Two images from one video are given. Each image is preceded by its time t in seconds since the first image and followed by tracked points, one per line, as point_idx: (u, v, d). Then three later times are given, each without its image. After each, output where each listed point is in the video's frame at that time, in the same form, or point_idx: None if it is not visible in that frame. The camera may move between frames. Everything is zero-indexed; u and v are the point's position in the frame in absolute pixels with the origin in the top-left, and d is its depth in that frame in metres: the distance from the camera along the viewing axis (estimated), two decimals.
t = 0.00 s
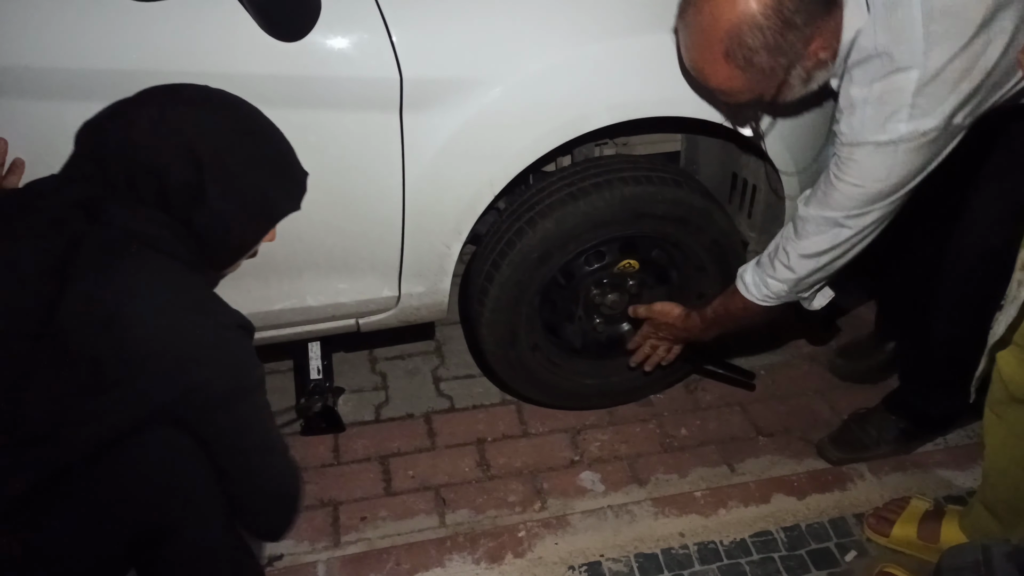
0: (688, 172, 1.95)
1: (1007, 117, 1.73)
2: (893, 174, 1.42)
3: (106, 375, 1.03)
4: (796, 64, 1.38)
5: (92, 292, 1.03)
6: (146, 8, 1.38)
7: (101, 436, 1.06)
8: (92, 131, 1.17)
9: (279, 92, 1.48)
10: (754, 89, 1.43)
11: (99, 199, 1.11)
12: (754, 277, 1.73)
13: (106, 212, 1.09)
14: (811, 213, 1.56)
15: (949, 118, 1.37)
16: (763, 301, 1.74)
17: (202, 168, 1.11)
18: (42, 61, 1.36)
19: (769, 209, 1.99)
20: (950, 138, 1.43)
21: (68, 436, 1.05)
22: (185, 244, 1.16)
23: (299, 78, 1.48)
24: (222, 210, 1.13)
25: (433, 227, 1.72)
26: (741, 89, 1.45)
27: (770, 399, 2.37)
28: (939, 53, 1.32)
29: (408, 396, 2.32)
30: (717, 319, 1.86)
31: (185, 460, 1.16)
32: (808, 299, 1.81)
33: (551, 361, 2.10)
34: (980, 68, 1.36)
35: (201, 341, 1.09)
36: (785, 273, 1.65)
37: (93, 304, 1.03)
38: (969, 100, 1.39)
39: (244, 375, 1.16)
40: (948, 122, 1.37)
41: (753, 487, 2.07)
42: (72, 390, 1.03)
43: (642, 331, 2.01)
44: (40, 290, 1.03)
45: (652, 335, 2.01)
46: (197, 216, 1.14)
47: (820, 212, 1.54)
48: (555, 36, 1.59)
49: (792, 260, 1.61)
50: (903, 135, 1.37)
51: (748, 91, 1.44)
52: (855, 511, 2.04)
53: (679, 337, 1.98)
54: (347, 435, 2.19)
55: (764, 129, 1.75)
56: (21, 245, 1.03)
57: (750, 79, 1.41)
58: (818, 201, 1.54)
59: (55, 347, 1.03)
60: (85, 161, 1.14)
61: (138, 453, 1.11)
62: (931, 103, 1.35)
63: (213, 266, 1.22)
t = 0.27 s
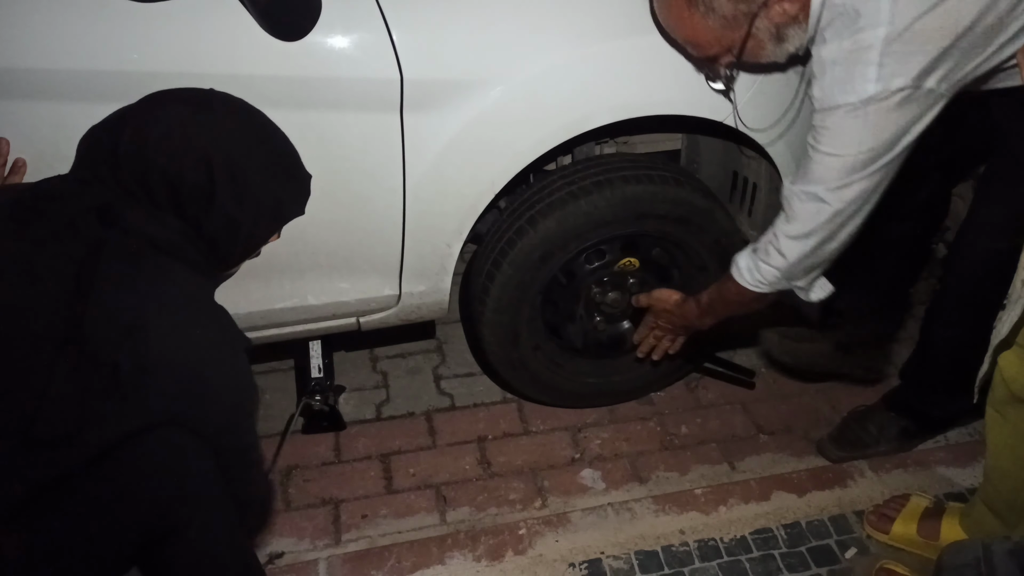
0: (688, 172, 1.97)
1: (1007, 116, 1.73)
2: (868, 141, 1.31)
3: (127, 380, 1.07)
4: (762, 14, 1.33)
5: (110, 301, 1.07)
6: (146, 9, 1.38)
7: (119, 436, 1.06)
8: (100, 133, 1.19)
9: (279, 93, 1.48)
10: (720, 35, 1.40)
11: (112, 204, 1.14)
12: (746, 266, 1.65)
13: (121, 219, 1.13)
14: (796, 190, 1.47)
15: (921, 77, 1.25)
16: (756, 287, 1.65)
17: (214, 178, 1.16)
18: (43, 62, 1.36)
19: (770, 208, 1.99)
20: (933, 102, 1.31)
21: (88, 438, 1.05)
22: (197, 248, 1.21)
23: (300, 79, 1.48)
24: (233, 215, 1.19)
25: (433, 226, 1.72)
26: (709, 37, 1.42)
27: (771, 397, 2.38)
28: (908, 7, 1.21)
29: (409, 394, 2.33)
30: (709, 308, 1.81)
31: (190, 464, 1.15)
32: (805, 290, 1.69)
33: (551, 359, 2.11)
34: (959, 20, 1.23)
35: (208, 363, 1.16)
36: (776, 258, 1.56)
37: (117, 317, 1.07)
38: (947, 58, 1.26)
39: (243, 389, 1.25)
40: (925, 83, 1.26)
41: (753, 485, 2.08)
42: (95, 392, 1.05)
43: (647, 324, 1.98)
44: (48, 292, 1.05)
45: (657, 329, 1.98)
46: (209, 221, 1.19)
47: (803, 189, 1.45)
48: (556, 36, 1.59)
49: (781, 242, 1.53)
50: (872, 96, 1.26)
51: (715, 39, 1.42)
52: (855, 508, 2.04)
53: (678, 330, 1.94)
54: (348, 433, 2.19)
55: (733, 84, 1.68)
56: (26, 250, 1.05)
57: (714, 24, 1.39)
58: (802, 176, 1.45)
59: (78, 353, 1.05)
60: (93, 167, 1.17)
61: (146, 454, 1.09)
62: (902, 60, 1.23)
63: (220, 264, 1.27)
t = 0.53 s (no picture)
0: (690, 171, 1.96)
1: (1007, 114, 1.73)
2: (841, 123, 1.33)
3: (119, 376, 1.06)
4: None
5: (100, 294, 1.04)
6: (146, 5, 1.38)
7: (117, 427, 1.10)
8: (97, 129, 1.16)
9: (279, 90, 1.48)
10: None
11: (110, 202, 1.11)
12: (726, 253, 1.67)
13: (117, 214, 1.10)
14: (769, 172, 1.48)
15: (892, 55, 1.28)
16: (733, 273, 1.67)
17: (211, 175, 1.13)
18: (44, 59, 1.36)
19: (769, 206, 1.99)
20: (901, 82, 1.33)
21: (80, 435, 1.08)
22: (193, 248, 1.18)
23: (299, 75, 1.48)
24: (229, 213, 1.17)
25: (432, 224, 1.72)
26: None
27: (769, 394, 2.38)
28: None
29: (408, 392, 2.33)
30: (699, 297, 1.80)
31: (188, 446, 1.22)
32: (784, 278, 1.75)
33: (551, 357, 2.11)
34: None
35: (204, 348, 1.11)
36: (753, 243, 1.58)
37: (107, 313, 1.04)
38: (915, 37, 1.29)
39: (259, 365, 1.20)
40: (893, 59, 1.28)
41: (752, 482, 2.08)
42: (86, 389, 1.05)
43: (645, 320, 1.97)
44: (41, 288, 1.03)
45: (654, 325, 1.96)
46: (205, 220, 1.16)
47: (778, 172, 1.46)
48: (558, 33, 1.59)
49: (757, 227, 1.55)
50: (845, 75, 1.27)
51: (691, 1, 1.41)
52: (854, 506, 2.05)
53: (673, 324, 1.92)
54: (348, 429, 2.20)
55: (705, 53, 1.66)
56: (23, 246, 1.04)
57: None
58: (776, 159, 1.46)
59: (69, 349, 1.04)
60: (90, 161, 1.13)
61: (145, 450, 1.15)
62: (872, 37, 1.25)
63: (215, 262, 1.24)
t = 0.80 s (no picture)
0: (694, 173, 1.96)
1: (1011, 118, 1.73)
2: (811, 144, 1.40)
3: (114, 353, 1.04)
4: None
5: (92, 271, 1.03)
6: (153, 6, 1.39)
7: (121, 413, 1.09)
8: (80, 115, 1.14)
9: (285, 91, 1.49)
10: (664, 17, 1.49)
11: (95, 180, 1.09)
12: (724, 277, 1.70)
13: (105, 195, 1.09)
14: (757, 200, 1.54)
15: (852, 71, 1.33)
16: (732, 295, 1.70)
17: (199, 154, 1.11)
18: (51, 61, 1.37)
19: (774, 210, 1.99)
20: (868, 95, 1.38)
21: (82, 420, 1.06)
22: (183, 226, 1.16)
23: (305, 78, 1.49)
24: (222, 197, 1.16)
25: (437, 225, 1.73)
26: (651, 19, 1.51)
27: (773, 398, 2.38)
28: None
29: (412, 395, 2.33)
30: (705, 302, 1.80)
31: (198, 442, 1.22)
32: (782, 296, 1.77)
33: (556, 360, 2.11)
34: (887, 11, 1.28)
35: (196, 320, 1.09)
36: (749, 267, 1.62)
37: (96, 285, 1.03)
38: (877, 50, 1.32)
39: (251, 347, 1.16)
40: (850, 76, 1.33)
41: (757, 486, 2.08)
42: (82, 367, 1.04)
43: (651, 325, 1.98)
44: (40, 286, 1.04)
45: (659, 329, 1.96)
46: (196, 199, 1.15)
47: (763, 197, 1.52)
48: (562, 35, 1.59)
49: (752, 251, 1.59)
50: (804, 92, 1.34)
51: (658, 23, 1.51)
52: (859, 510, 2.04)
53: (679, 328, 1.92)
54: (352, 432, 2.20)
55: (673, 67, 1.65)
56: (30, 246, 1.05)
57: (659, 4, 1.46)
58: (760, 186, 1.52)
59: (60, 323, 1.03)
60: (76, 150, 1.11)
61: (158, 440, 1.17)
62: (830, 55, 1.31)
63: (207, 245, 1.22)
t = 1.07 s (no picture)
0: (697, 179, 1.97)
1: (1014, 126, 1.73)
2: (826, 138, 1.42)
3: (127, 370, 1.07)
4: None
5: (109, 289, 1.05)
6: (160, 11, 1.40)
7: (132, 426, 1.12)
8: (94, 134, 1.17)
9: (290, 95, 1.49)
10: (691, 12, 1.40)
11: (107, 196, 1.11)
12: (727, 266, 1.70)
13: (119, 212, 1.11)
14: (767, 190, 1.55)
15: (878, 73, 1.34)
16: (738, 287, 1.69)
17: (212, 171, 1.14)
18: (58, 65, 1.38)
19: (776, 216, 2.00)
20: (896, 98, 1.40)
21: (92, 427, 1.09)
22: (194, 237, 1.19)
23: (309, 82, 1.49)
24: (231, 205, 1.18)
25: (440, 231, 1.73)
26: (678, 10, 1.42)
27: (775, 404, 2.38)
28: None
29: (414, 399, 2.33)
30: (711, 307, 1.81)
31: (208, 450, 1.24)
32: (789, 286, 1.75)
33: (558, 366, 2.11)
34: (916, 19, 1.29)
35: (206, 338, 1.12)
36: (755, 259, 1.62)
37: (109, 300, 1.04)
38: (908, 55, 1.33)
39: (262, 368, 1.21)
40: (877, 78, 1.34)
41: (759, 493, 2.07)
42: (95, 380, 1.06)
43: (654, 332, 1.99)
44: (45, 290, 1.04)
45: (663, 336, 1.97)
46: (209, 213, 1.18)
47: (776, 185, 1.54)
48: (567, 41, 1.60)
49: (757, 240, 1.59)
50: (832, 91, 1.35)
51: (683, 19, 1.44)
52: (861, 518, 2.04)
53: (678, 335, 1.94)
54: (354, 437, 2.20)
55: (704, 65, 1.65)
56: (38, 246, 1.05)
57: None
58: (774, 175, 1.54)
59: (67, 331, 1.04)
60: (88, 161, 1.13)
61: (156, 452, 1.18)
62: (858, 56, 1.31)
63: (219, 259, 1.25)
